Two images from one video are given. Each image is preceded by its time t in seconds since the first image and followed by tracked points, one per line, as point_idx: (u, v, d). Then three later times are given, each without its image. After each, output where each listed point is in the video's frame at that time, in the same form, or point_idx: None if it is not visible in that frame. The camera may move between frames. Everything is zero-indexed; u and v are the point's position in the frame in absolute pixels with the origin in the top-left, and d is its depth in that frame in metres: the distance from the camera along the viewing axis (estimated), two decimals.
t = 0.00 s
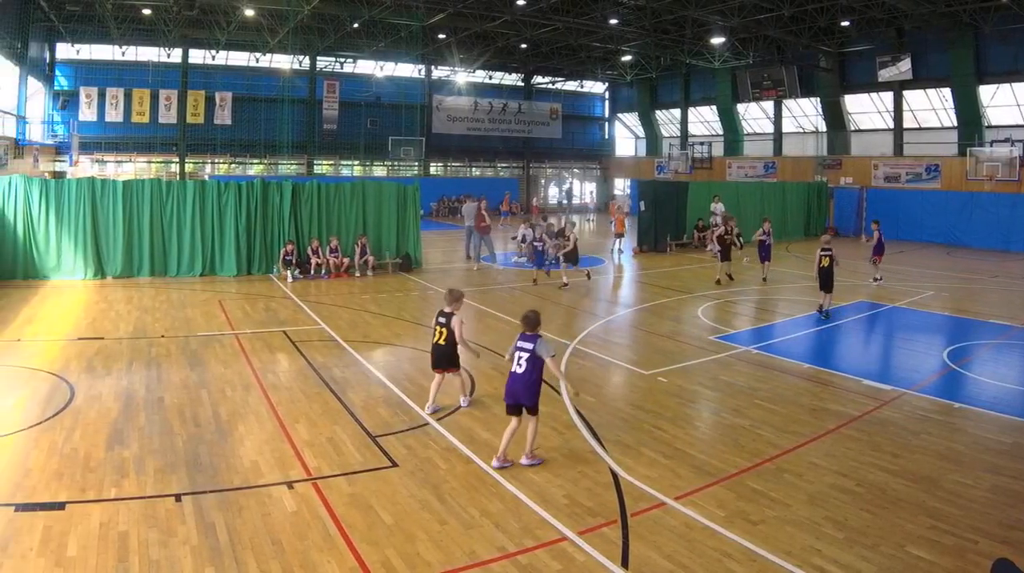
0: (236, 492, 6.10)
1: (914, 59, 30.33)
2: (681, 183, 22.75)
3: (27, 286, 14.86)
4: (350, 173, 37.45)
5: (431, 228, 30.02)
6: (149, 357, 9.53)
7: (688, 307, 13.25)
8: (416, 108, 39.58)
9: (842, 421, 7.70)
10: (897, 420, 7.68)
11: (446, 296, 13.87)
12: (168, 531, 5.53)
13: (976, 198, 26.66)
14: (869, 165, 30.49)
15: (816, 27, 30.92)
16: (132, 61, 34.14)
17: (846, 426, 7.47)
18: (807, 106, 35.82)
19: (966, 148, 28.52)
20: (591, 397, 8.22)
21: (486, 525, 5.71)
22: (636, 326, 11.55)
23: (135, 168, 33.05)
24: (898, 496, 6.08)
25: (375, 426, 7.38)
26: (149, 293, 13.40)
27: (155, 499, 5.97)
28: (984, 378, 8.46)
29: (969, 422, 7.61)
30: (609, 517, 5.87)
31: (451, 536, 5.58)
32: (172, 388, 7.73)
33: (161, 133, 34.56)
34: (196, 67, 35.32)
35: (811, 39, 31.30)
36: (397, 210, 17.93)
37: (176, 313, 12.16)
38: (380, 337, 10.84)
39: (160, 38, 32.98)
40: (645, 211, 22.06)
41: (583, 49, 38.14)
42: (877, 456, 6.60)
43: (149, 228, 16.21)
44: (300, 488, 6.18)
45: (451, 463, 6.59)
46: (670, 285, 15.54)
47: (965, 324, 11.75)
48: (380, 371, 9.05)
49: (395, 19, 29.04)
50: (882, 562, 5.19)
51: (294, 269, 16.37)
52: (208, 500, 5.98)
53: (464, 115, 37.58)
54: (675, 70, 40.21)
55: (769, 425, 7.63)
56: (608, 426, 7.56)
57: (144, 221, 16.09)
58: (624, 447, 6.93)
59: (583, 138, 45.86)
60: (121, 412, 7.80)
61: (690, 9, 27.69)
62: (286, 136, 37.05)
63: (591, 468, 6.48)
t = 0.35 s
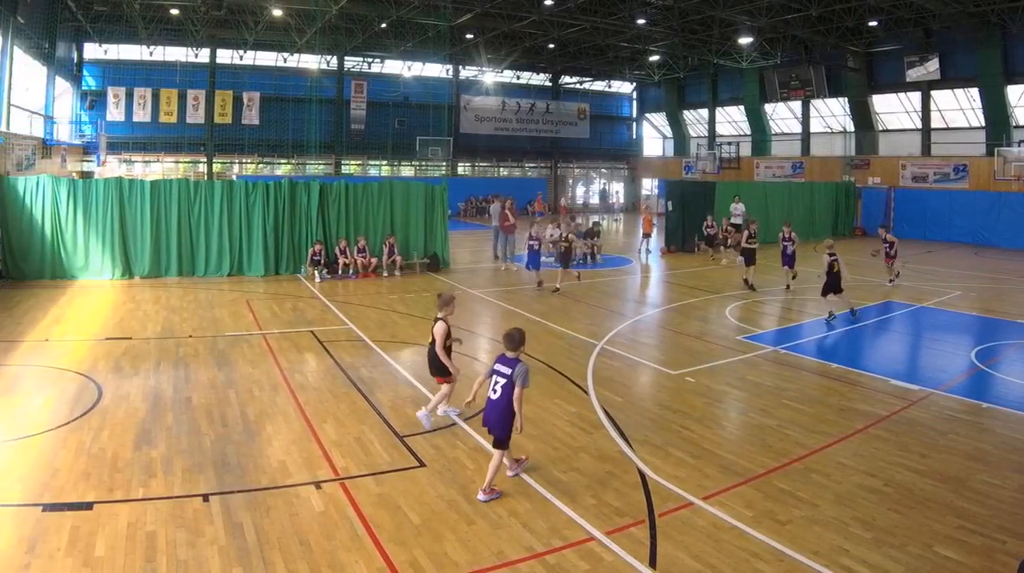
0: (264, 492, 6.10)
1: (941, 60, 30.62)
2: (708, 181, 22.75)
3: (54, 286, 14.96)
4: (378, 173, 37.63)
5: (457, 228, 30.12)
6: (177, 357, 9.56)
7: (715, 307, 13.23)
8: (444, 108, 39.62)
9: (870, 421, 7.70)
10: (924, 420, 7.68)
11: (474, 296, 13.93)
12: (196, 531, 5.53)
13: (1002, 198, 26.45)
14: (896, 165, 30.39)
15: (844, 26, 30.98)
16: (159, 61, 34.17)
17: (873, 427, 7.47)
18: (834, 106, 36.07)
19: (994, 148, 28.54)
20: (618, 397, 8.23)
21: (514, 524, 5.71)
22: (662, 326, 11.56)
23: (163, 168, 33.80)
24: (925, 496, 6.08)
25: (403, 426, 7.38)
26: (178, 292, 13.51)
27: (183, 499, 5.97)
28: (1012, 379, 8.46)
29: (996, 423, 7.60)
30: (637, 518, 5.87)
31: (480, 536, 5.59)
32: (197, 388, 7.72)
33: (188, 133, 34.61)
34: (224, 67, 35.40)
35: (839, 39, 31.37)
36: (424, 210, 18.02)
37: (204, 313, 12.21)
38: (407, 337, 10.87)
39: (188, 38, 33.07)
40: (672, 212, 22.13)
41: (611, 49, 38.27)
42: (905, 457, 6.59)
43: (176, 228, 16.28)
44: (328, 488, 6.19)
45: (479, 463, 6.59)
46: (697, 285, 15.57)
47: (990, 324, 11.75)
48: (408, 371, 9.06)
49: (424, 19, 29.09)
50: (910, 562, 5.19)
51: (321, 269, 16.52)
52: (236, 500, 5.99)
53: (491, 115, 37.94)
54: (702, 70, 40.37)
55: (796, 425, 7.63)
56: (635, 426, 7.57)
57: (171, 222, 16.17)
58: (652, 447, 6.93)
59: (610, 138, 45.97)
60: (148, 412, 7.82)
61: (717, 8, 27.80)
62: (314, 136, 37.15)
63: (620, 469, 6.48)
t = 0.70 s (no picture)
0: (290, 492, 6.10)
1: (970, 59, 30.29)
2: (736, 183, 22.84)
3: (82, 286, 15.04)
4: (405, 173, 37.64)
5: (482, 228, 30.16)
6: (203, 358, 9.59)
7: (742, 307, 13.25)
8: (470, 108, 39.59)
9: (896, 421, 7.69)
10: (951, 421, 7.67)
11: (502, 296, 13.98)
12: (223, 530, 5.53)
13: None
14: (923, 164, 30.33)
15: (871, 26, 31.31)
16: (186, 61, 34.18)
17: (900, 427, 7.46)
18: (861, 106, 35.90)
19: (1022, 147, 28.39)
20: (645, 397, 8.23)
21: (541, 524, 5.71)
22: (688, 326, 11.56)
23: (190, 169, 34.07)
24: (952, 496, 6.07)
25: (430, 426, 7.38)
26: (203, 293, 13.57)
27: (210, 499, 5.97)
28: None
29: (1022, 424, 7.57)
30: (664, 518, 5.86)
31: (507, 536, 5.58)
32: (220, 389, 7.72)
33: (215, 133, 34.64)
34: (250, 67, 35.43)
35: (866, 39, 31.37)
36: (451, 210, 18.10)
37: (231, 313, 12.26)
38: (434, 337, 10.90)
39: (214, 38, 33.40)
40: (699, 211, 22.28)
41: (638, 49, 38.35)
42: (932, 457, 6.59)
43: (203, 229, 16.35)
44: (354, 488, 6.19)
45: (506, 463, 6.59)
46: (723, 285, 15.59)
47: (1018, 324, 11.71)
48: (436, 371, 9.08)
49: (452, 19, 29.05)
50: (937, 563, 5.18)
51: (348, 269, 16.51)
52: (263, 499, 5.99)
53: (518, 115, 37.49)
54: (729, 70, 40.44)
55: (821, 425, 7.63)
56: (662, 426, 7.57)
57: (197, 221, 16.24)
58: (678, 447, 6.93)
59: (637, 138, 45.96)
60: (175, 412, 7.84)
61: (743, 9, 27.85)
62: (341, 136, 37.14)
63: (646, 468, 6.49)
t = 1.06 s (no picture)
0: (318, 492, 6.10)
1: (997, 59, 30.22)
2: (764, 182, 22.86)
3: (111, 286, 15.10)
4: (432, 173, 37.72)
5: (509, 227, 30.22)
6: (230, 358, 9.63)
7: (769, 307, 13.24)
8: (498, 109, 39.54)
9: (923, 421, 7.70)
10: (979, 421, 7.67)
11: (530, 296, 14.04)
12: (251, 530, 5.52)
13: None
14: (951, 164, 30.23)
15: (899, 26, 30.89)
16: (215, 61, 34.24)
17: (927, 427, 7.46)
18: (889, 106, 36.03)
19: None
20: (672, 397, 8.24)
21: (568, 524, 5.71)
22: (715, 325, 11.57)
23: (218, 168, 33.71)
24: (979, 496, 6.07)
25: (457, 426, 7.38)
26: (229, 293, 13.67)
27: (238, 499, 5.98)
28: None
29: None
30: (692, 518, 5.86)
31: (534, 536, 5.58)
32: (248, 389, 7.74)
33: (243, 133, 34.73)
34: (278, 67, 35.47)
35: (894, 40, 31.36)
36: (479, 210, 18.11)
37: (259, 313, 12.33)
38: (461, 337, 10.93)
39: (242, 38, 33.40)
40: (727, 211, 22.31)
41: (666, 49, 38.43)
42: (959, 456, 6.58)
43: (231, 229, 16.38)
44: (382, 488, 6.20)
45: (534, 463, 6.59)
46: (749, 285, 15.62)
47: None
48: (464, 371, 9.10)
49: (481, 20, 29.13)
50: (964, 562, 5.19)
51: (375, 269, 16.53)
52: (290, 499, 5.99)
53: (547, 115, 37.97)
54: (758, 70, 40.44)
55: (848, 425, 7.63)
56: (688, 426, 7.58)
57: (226, 221, 16.28)
58: (705, 447, 6.93)
59: (665, 138, 45.99)
60: (203, 412, 7.86)
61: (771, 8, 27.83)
62: (369, 136, 37.19)
63: (673, 468, 6.49)
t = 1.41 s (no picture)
0: (345, 492, 6.10)
1: None
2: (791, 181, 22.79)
3: (140, 286, 15.16)
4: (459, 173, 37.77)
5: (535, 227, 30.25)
6: (258, 358, 9.67)
7: (797, 307, 13.25)
8: (526, 109, 39.40)
9: (950, 421, 7.70)
10: (1006, 422, 7.65)
11: (558, 296, 14.08)
12: (279, 530, 5.53)
13: None
14: (979, 165, 29.74)
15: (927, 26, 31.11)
16: (242, 61, 34.23)
17: (954, 427, 7.45)
18: (917, 106, 36.57)
19: None
20: (699, 397, 8.25)
21: (596, 524, 5.71)
22: (743, 326, 11.58)
23: (245, 168, 33.89)
24: (1008, 496, 6.05)
25: (485, 426, 7.40)
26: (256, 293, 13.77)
27: (267, 499, 5.98)
28: None
29: None
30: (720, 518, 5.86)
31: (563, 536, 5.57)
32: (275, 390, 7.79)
33: (270, 133, 34.77)
34: (306, 67, 35.45)
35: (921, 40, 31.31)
36: (507, 210, 18.16)
37: (287, 314, 12.40)
38: (489, 337, 10.98)
39: (269, 38, 33.40)
40: (755, 211, 22.20)
41: (694, 50, 38.46)
42: (987, 456, 6.57)
43: (260, 229, 16.46)
44: (410, 488, 6.20)
45: (562, 463, 6.59)
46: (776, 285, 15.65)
47: None
48: (492, 371, 9.13)
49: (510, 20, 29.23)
50: (993, 563, 5.17)
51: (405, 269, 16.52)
52: (318, 499, 5.99)
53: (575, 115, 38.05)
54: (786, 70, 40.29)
55: (874, 425, 7.63)
56: (716, 426, 7.58)
57: (254, 221, 16.37)
58: (733, 447, 6.93)
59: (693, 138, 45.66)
60: (231, 411, 7.86)
61: (799, 8, 27.81)
62: (396, 136, 37.15)
63: (701, 468, 6.48)
